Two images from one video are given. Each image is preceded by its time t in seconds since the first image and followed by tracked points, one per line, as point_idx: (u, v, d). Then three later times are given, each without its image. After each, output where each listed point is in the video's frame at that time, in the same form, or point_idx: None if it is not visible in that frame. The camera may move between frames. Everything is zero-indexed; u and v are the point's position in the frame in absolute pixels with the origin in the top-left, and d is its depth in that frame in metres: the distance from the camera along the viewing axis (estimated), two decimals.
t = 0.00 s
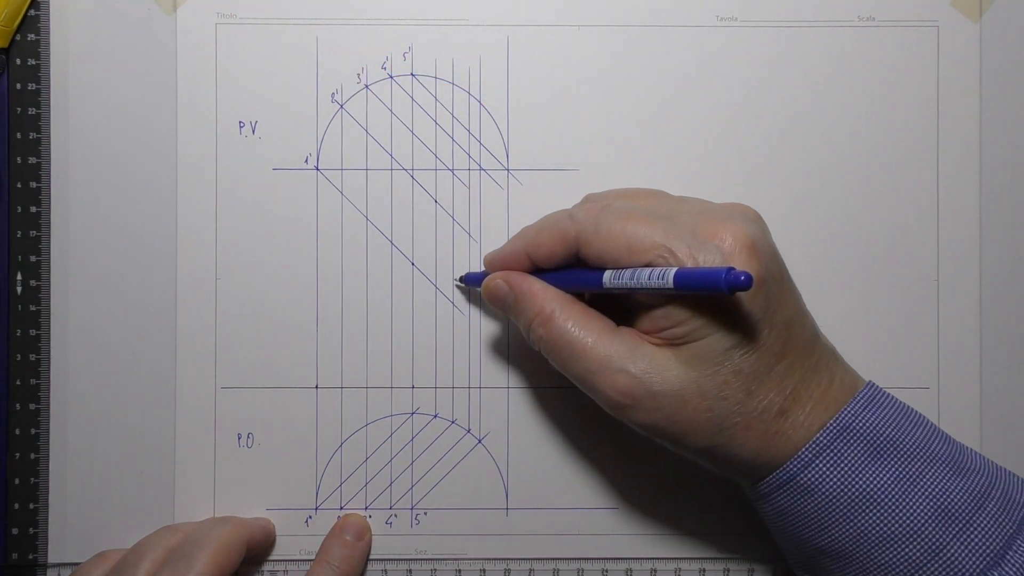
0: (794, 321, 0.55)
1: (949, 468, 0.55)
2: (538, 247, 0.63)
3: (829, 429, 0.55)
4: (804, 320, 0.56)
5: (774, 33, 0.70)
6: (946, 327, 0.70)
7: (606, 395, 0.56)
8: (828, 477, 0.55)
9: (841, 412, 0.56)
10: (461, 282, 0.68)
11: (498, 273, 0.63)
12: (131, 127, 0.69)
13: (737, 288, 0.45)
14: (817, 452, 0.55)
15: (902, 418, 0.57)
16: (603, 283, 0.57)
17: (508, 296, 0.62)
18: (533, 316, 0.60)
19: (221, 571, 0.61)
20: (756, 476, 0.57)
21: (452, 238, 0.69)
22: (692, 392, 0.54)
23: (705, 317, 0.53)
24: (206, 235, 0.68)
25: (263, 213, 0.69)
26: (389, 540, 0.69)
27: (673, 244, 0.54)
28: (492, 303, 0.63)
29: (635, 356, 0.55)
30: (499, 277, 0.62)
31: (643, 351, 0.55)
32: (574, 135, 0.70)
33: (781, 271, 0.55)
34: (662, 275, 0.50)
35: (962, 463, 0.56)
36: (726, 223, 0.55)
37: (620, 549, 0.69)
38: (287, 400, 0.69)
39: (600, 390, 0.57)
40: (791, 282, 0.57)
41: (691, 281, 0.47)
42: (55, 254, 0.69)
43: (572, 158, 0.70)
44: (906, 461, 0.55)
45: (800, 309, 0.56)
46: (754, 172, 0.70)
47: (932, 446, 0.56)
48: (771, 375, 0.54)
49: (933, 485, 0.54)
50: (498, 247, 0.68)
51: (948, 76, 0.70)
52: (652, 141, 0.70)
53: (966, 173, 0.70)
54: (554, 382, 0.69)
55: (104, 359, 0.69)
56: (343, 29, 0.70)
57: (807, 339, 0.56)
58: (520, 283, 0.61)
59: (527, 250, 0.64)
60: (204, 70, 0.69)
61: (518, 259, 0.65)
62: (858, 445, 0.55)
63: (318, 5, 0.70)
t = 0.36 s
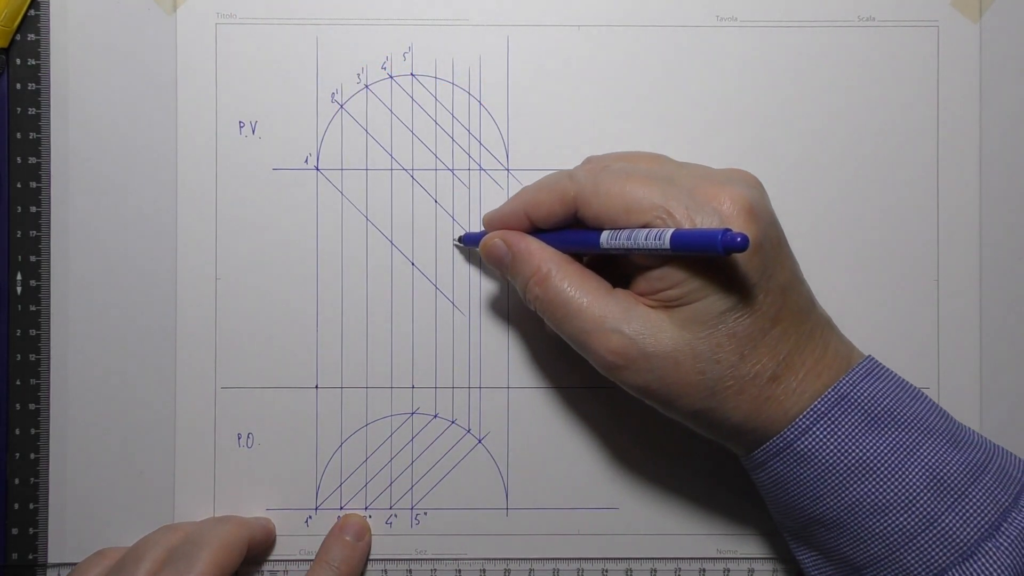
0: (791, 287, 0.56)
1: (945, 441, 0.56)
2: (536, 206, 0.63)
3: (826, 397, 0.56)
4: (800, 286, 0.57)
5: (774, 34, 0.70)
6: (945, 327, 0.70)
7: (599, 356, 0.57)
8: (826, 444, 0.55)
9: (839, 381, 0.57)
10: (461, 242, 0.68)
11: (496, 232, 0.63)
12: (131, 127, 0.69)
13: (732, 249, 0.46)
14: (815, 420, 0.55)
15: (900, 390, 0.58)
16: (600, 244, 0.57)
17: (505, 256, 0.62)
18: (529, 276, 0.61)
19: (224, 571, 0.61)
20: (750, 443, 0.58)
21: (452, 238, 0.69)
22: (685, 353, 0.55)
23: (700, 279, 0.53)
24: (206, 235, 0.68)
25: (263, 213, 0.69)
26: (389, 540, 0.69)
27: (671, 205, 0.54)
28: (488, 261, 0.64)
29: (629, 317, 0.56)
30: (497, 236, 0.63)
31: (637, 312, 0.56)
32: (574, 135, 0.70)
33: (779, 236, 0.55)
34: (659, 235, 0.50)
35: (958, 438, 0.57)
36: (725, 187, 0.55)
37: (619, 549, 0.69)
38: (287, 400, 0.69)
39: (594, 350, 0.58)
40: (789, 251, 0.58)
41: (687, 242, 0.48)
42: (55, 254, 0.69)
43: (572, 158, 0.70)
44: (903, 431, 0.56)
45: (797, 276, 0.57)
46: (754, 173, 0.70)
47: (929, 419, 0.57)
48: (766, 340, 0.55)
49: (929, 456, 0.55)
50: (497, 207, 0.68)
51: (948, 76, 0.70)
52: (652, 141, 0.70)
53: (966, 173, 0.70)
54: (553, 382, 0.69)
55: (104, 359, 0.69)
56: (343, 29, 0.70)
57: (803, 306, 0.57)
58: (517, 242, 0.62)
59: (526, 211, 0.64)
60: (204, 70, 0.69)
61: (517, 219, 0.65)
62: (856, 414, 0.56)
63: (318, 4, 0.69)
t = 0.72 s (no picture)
0: (783, 236, 0.58)
1: (932, 392, 0.58)
2: (534, 146, 0.64)
3: (814, 346, 0.58)
4: (792, 234, 0.59)
5: (775, 34, 0.70)
6: (946, 327, 0.70)
7: (592, 296, 0.60)
8: (812, 393, 0.57)
9: (827, 330, 0.59)
10: (460, 185, 0.69)
11: (493, 173, 0.64)
12: (131, 127, 0.69)
13: (726, 189, 0.48)
14: (802, 368, 0.57)
15: (888, 341, 0.60)
16: (596, 185, 0.59)
17: (501, 195, 0.63)
18: (524, 215, 0.62)
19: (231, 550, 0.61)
20: (739, 390, 0.60)
21: (452, 238, 0.69)
22: (675, 295, 0.57)
23: (695, 221, 0.55)
24: (206, 235, 0.68)
25: (263, 212, 0.69)
26: (389, 540, 0.69)
27: (668, 147, 0.57)
28: (484, 201, 0.65)
29: (623, 260, 0.58)
30: (494, 176, 0.64)
31: (630, 255, 0.58)
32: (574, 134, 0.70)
33: (773, 184, 0.58)
34: (656, 176, 0.53)
35: (945, 389, 0.59)
36: (722, 131, 0.58)
37: (620, 549, 0.69)
38: (287, 400, 0.69)
39: (587, 290, 0.60)
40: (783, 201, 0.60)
41: (682, 182, 0.50)
42: (55, 254, 0.69)
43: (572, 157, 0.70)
44: (888, 380, 0.58)
45: (790, 226, 0.59)
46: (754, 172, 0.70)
47: (917, 370, 0.59)
48: (756, 286, 0.57)
49: (914, 406, 0.57)
50: (496, 148, 0.68)
51: (948, 75, 0.70)
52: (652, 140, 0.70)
53: (966, 173, 0.70)
54: (553, 381, 0.69)
55: (104, 358, 0.69)
56: (343, 29, 0.70)
57: (795, 255, 0.59)
58: (514, 182, 0.63)
59: (524, 151, 0.65)
60: (204, 70, 0.69)
61: (514, 158, 0.66)
62: (843, 364, 0.58)
63: (318, 4, 0.69)
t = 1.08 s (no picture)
0: (782, 229, 0.58)
1: (928, 386, 0.58)
2: (535, 133, 0.64)
3: (811, 340, 0.58)
4: (792, 227, 0.59)
5: (774, 34, 0.70)
6: (945, 327, 0.70)
7: (589, 286, 0.60)
8: (807, 386, 0.58)
9: (824, 324, 0.59)
10: (460, 172, 0.68)
11: (494, 161, 0.64)
12: (131, 127, 0.69)
13: (727, 182, 0.48)
14: (797, 361, 0.58)
15: (885, 335, 0.60)
16: (597, 174, 0.59)
17: (502, 183, 0.63)
18: (524, 204, 0.62)
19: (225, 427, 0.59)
20: (736, 381, 0.60)
21: (452, 238, 0.69)
22: (674, 287, 0.57)
23: (694, 213, 0.55)
24: (206, 235, 0.68)
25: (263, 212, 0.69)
26: (389, 540, 0.69)
27: (669, 138, 0.57)
28: (484, 189, 0.65)
29: (622, 251, 0.58)
30: (495, 164, 0.63)
31: (630, 246, 0.58)
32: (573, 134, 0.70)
33: (773, 177, 0.58)
34: (656, 167, 0.53)
35: (941, 383, 0.59)
36: (723, 123, 0.58)
37: (620, 549, 0.69)
38: (287, 400, 0.69)
39: (585, 281, 0.60)
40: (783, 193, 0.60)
41: (683, 174, 0.50)
42: (55, 255, 0.69)
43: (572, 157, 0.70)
44: (884, 375, 0.58)
45: (789, 218, 0.59)
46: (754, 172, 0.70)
47: (915, 365, 0.59)
48: (755, 279, 0.57)
49: (909, 400, 0.57)
50: (497, 136, 0.68)
51: (948, 75, 0.70)
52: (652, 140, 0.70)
53: (966, 173, 0.70)
54: (553, 381, 0.69)
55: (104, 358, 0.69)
56: (343, 29, 0.70)
57: (794, 248, 0.59)
58: (514, 169, 0.63)
59: (525, 139, 0.65)
60: (204, 70, 0.69)
61: (516, 147, 0.66)
62: (839, 357, 0.58)
63: (318, 4, 0.69)
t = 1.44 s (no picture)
0: (783, 230, 0.58)
1: (929, 387, 0.58)
2: (537, 137, 0.64)
3: (812, 341, 0.58)
4: (793, 229, 0.59)
5: (775, 34, 0.70)
6: (946, 327, 0.70)
7: (592, 290, 0.60)
8: (809, 386, 0.58)
9: (826, 325, 0.59)
10: (461, 175, 0.69)
11: (495, 164, 0.64)
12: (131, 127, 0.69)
13: (729, 185, 0.49)
14: (799, 362, 0.58)
15: (887, 336, 0.60)
16: (599, 178, 0.59)
17: (504, 187, 0.63)
18: (526, 207, 0.62)
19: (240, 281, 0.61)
20: (737, 382, 0.60)
21: (452, 238, 0.69)
22: (677, 290, 0.57)
23: (697, 215, 0.55)
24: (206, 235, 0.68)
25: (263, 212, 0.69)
26: (389, 540, 0.69)
27: (670, 142, 0.57)
28: (486, 192, 0.65)
29: (624, 254, 0.58)
30: (497, 168, 0.64)
31: (632, 249, 0.58)
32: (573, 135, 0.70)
33: (774, 178, 0.58)
34: (658, 171, 0.53)
35: (943, 384, 0.59)
36: (724, 125, 0.58)
37: (620, 550, 0.69)
38: (287, 400, 0.69)
39: (588, 284, 0.60)
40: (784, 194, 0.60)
41: (685, 178, 0.50)
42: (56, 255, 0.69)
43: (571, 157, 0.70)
44: (886, 376, 0.58)
45: (791, 219, 0.59)
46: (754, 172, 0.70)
47: (916, 366, 0.59)
48: (757, 282, 0.57)
49: (910, 401, 0.57)
50: (498, 141, 0.69)
51: (948, 75, 0.70)
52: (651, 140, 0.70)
53: (966, 173, 0.70)
54: (553, 381, 0.69)
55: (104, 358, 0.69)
56: (343, 29, 0.70)
57: (796, 249, 0.59)
58: (516, 173, 0.63)
59: (526, 142, 0.65)
60: (204, 69, 0.69)
61: (517, 150, 0.66)
62: (841, 358, 0.58)
63: (318, 4, 0.69)
